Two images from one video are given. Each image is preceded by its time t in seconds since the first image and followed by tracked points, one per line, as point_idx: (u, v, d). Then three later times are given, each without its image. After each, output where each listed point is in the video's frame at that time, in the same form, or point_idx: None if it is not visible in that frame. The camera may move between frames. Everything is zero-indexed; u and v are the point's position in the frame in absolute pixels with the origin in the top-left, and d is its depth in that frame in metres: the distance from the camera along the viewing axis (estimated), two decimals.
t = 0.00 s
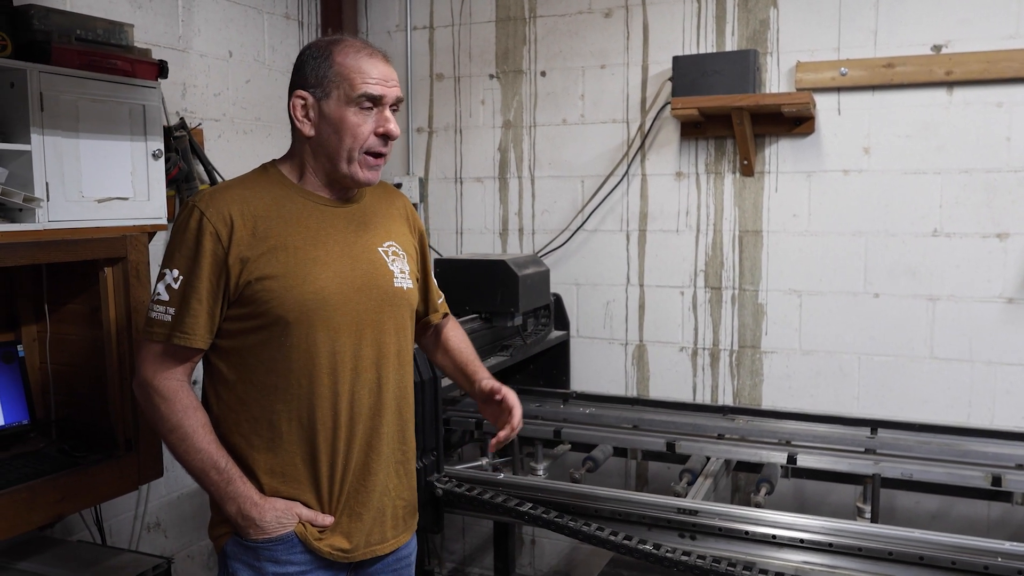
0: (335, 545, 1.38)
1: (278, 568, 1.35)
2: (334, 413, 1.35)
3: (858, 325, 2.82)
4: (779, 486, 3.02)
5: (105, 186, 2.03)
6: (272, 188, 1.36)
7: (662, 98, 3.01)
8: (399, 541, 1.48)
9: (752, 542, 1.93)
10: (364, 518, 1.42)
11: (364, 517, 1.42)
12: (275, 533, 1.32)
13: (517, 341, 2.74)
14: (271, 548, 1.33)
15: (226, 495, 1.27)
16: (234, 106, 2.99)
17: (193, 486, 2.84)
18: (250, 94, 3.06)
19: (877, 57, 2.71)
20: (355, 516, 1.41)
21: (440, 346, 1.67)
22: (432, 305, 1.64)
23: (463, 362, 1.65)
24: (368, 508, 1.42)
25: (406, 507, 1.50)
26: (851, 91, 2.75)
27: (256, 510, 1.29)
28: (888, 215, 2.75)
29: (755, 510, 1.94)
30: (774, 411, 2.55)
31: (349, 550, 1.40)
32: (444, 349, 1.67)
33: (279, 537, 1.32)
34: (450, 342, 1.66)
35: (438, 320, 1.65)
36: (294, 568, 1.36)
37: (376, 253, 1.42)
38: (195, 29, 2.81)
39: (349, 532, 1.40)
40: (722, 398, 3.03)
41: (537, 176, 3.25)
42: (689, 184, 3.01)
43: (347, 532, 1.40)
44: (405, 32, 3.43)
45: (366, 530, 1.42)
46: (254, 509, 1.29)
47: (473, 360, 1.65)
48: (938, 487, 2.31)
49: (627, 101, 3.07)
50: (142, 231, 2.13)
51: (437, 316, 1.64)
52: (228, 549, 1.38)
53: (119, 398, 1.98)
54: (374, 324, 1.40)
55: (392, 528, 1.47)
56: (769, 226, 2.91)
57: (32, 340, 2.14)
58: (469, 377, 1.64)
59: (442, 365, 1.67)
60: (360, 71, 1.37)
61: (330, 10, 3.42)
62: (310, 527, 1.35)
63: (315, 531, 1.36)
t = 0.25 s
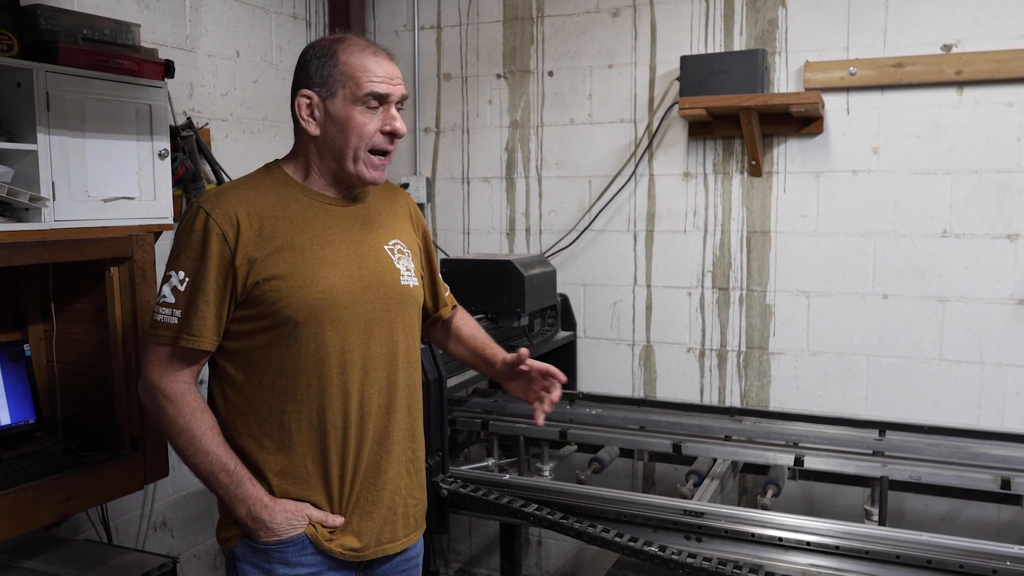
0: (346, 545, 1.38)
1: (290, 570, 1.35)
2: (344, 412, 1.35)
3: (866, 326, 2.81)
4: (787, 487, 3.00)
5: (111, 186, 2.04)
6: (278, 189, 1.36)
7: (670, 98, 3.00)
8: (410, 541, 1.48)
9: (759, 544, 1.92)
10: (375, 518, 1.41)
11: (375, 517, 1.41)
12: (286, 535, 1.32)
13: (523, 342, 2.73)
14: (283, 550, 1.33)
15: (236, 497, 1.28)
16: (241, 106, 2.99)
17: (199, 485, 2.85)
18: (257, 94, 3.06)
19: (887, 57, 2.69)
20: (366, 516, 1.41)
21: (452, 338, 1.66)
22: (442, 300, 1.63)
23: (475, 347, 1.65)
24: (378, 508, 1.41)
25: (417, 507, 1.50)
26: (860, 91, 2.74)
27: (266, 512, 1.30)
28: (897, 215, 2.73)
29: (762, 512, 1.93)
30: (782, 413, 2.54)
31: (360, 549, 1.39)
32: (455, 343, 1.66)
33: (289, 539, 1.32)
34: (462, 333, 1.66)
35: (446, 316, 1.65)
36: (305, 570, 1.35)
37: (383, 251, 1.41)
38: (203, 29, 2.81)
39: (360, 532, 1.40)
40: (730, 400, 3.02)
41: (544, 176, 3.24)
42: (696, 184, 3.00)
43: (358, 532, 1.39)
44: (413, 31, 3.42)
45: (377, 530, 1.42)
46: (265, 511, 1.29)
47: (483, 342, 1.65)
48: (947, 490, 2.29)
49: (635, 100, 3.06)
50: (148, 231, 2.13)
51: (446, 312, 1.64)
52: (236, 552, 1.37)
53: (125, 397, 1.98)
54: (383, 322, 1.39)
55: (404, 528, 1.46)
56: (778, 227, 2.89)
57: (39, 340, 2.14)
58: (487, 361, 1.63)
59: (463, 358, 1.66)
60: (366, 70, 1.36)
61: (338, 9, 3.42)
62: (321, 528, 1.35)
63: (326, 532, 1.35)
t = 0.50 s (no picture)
0: (348, 546, 1.37)
1: (292, 570, 1.35)
2: (346, 414, 1.35)
3: (875, 327, 2.79)
4: (794, 489, 2.99)
5: (118, 185, 2.04)
6: (282, 189, 1.36)
7: (677, 98, 2.99)
8: (412, 542, 1.47)
9: (766, 545, 1.91)
10: (377, 519, 1.41)
11: (377, 517, 1.41)
12: (288, 535, 1.32)
13: (530, 342, 2.73)
14: (284, 550, 1.33)
15: (238, 497, 1.28)
16: (248, 106, 2.99)
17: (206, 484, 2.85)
18: (264, 94, 3.07)
19: (895, 56, 2.68)
20: (368, 516, 1.40)
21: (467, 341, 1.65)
22: (449, 301, 1.62)
23: (515, 367, 1.63)
24: (381, 509, 1.41)
25: (419, 508, 1.49)
26: (869, 90, 2.72)
27: (269, 513, 1.30)
28: (906, 215, 2.72)
29: (769, 513, 1.92)
30: (790, 414, 2.52)
31: (362, 551, 1.39)
32: (471, 348, 1.65)
33: (292, 539, 1.32)
34: (478, 337, 1.65)
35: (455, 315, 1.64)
36: (307, 570, 1.35)
37: (386, 253, 1.41)
38: (210, 29, 2.82)
39: (362, 533, 1.39)
40: (737, 400, 3.01)
41: (552, 176, 3.23)
42: (704, 184, 2.99)
43: (360, 533, 1.39)
44: (420, 31, 3.42)
45: (380, 531, 1.41)
46: (267, 511, 1.29)
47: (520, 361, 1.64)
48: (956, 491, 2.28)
49: (642, 100, 3.05)
50: (155, 230, 2.14)
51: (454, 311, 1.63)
52: (240, 552, 1.37)
53: (132, 396, 1.99)
54: (386, 323, 1.39)
55: (405, 528, 1.46)
56: (786, 227, 2.88)
57: (46, 339, 2.14)
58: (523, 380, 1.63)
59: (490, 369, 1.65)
60: (378, 74, 1.36)
61: (345, 9, 3.42)
62: (323, 529, 1.35)
63: (328, 532, 1.35)
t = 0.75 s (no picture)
0: (351, 546, 1.37)
1: (296, 569, 1.35)
2: (352, 415, 1.35)
3: (882, 328, 2.78)
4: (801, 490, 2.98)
5: (126, 185, 2.05)
6: (290, 190, 1.36)
7: (685, 98, 2.99)
8: (414, 543, 1.47)
9: (772, 547, 1.90)
10: (380, 519, 1.41)
11: (381, 518, 1.41)
12: (292, 534, 1.32)
13: (536, 342, 2.72)
14: (288, 550, 1.33)
15: (243, 496, 1.28)
16: (256, 106, 3.00)
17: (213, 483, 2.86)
18: (272, 94, 3.07)
19: (904, 56, 2.67)
20: (372, 517, 1.40)
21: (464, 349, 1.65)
22: (449, 306, 1.62)
23: (506, 378, 1.64)
24: (385, 510, 1.41)
25: (422, 508, 1.50)
26: (877, 91, 2.71)
27: (273, 512, 1.30)
28: (913, 216, 2.71)
29: (775, 515, 1.91)
30: (796, 415, 2.52)
31: (365, 552, 1.39)
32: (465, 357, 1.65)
33: (296, 538, 1.32)
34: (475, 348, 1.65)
35: (455, 321, 1.63)
36: (312, 569, 1.36)
37: (393, 255, 1.41)
38: (218, 30, 2.83)
39: (365, 534, 1.40)
40: (744, 401, 3.00)
41: (559, 176, 3.23)
42: (711, 184, 2.98)
43: (363, 534, 1.39)
44: (427, 31, 3.43)
45: (383, 533, 1.41)
46: (272, 511, 1.30)
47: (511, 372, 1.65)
48: (963, 494, 2.27)
49: (649, 100, 3.05)
50: (163, 230, 2.14)
51: (454, 316, 1.63)
52: (244, 551, 1.37)
53: (139, 396, 2.00)
54: (392, 325, 1.39)
55: (408, 529, 1.46)
56: (793, 227, 2.87)
57: (54, 339, 2.15)
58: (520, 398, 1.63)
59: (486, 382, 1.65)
60: (391, 78, 1.37)
61: (352, 10, 3.43)
62: (327, 529, 1.35)
63: (332, 532, 1.36)
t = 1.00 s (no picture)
0: (360, 546, 1.38)
1: (304, 569, 1.35)
2: (360, 415, 1.35)
3: (889, 329, 2.77)
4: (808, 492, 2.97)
5: (133, 186, 2.06)
6: (296, 191, 1.36)
7: (691, 99, 2.98)
8: (422, 542, 1.47)
9: (777, 549, 1.89)
10: (389, 519, 1.41)
11: (389, 518, 1.41)
12: (301, 534, 1.32)
13: (542, 343, 2.72)
14: (297, 550, 1.33)
15: (252, 496, 1.28)
16: (263, 107, 3.01)
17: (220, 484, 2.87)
18: (279, 95, 3.08)
19: (911, 57, 2.66)
20: (380, 517, 1.41)
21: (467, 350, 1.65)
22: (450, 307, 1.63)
23: (507, 381, 1.63)
24: (393, 510, 1.41)
25: (429, 509, 1.50)
26: (884, 91, 2.70)
27: (282, 512, 1.30)
28: (921, 217, 2.70)
29: (781, 516, 1.91)
30: (803, 417, 2.51)
31: (373, 552, 1.39)
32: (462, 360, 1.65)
33: (305, 538, 1.32)
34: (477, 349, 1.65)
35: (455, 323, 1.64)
36: (320, 569, 1.36)
37: (399, 255, 1.41)
38: (225, 31, 2.84)
39: (373, 534, 1.40)
40: (751, 402, 2.99)
41: (565, 177, 3.23)
42: (717, 185, 2.97)
43: (371, 534, 1.39)
44: (434, 32, 3.43)
45: (391, 532, 1.41)
46: (281, 511, 1.30)
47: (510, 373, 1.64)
48: (971, 495, 2.26)
49: (656, 101, 3.04)
50: (169, 231, 2.15)
51: (454, 319, 1.63)
52: (252, 551, 1.37)
53: (146, 397, 2.00)
54: (399, 325, 1.39)
55: (416, 529, 1.46)
56: (800, 228, 2.86)
57: (62, 339, 2.16)
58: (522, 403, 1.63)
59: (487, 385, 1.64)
60: (396, 79, 1.36)
61: (359, 11, 3.43)
62: (336, 528, 1.35)
63: (341, 532, 1.36)
